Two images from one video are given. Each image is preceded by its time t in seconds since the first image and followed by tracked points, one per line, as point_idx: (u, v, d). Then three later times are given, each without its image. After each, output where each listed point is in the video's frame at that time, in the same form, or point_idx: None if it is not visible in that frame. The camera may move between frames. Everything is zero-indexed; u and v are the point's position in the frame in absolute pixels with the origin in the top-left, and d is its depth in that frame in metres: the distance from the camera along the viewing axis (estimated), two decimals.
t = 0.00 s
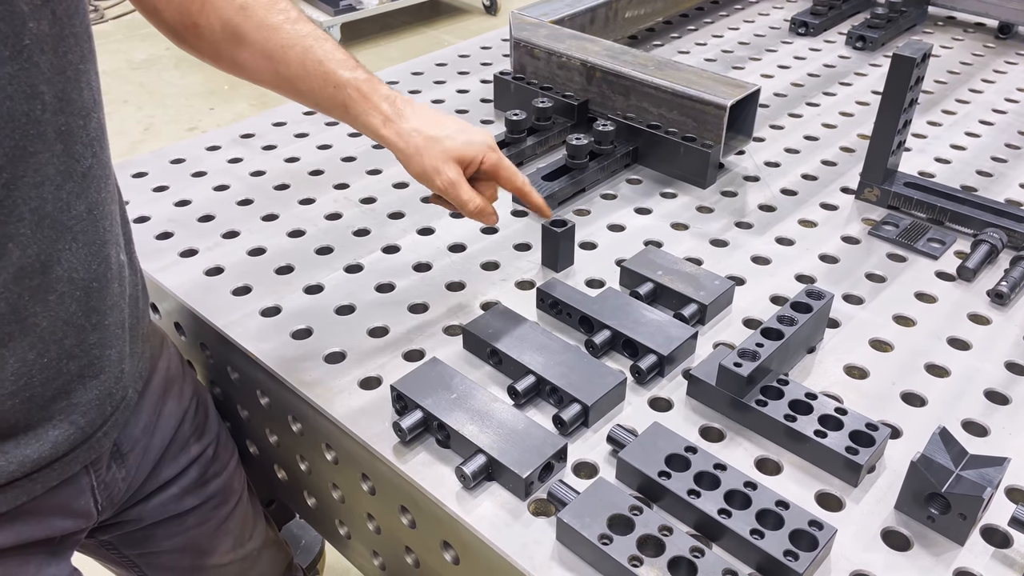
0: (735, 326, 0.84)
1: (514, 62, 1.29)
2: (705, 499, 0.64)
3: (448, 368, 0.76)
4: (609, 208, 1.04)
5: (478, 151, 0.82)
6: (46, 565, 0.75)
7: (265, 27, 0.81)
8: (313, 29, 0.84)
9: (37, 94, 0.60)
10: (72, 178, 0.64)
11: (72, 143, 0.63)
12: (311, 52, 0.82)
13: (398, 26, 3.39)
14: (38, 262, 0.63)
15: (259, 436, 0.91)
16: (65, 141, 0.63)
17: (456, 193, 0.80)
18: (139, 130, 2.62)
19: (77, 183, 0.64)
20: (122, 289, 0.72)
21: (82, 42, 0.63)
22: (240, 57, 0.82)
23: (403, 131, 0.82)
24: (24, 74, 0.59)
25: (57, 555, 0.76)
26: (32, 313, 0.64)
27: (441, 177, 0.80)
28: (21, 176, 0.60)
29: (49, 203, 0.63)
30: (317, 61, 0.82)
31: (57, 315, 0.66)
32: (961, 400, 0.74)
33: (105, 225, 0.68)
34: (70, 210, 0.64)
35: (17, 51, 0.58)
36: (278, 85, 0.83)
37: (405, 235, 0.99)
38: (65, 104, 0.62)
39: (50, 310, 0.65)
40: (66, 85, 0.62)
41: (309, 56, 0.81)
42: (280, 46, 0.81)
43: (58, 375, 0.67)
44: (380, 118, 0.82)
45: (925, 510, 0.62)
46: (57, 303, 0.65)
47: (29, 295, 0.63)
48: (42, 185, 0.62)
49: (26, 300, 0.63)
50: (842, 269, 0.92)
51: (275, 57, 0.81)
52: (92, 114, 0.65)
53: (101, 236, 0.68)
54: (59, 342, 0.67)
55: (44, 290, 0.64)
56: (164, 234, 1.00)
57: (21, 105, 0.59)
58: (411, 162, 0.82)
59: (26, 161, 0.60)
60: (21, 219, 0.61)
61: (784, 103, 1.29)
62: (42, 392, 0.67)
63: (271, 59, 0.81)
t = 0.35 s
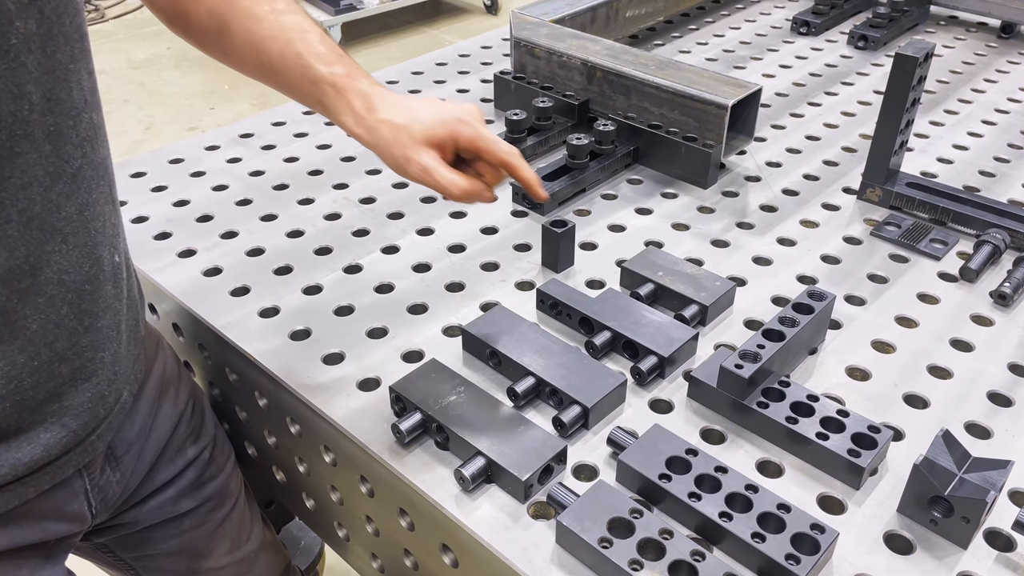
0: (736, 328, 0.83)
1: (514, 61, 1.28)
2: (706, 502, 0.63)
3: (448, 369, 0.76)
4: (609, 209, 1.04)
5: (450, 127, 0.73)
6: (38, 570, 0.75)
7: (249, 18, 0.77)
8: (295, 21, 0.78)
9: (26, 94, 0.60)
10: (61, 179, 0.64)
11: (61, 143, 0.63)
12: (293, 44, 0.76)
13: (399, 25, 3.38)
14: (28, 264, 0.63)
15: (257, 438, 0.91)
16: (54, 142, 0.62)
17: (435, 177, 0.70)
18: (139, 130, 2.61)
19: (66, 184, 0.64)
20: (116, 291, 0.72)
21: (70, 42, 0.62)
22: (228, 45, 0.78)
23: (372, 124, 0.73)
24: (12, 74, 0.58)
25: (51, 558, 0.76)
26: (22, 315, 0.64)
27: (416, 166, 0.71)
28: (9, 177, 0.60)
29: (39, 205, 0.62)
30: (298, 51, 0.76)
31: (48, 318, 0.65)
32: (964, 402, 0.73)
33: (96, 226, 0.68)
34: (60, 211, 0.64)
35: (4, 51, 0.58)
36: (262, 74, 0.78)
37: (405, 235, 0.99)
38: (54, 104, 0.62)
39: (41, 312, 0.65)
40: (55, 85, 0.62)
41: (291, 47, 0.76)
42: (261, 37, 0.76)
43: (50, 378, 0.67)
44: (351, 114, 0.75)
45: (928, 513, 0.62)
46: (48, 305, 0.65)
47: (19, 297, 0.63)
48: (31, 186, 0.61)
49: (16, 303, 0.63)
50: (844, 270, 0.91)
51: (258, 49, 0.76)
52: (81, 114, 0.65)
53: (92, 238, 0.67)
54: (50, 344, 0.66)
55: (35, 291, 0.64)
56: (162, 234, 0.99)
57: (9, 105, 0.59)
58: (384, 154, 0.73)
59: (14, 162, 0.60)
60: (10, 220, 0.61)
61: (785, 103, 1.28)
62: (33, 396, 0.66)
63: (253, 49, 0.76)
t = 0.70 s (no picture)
0: (730, 327, 0.83)
1: (510, 61, 1.28)
2: (698, 502, 0.63)
3: (440, 368, 0.76)
4: (605, 208, 1.04)
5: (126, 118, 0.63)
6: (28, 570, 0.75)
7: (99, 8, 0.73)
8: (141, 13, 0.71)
9: (16, 93, 0.59)
10: (52, 178, 0.63)
11: (52, 143, 0.63)
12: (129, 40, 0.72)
13: (399, 24, 3.38)
14: (18, 263, 0.62)
15: (250, 437, 0.91)
16: (45, 142, 0.62)
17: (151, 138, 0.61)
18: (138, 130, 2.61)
19: (56, 184, 0.64)
20: (107, 290, 0.72)
21: (60, 41, 0.62)
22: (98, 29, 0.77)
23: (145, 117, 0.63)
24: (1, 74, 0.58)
25: (43, 558, 0.77)
26: (12, 315, 0.63)
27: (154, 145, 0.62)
28: None
29: (28, 205, 0.62)
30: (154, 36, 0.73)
31: (37, 317, 0.65)
32: (958, 402, 0.73)
33: (86, 226, 0.68)
34: (50, 211, 0.64)
35: None
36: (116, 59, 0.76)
37: (399, 235, 0.98)
38: (45, 104, 0.62)
39: (30, 312, 0.65)
40: (45, 85, 0.61)
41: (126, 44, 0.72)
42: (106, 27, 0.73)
43: (40, 378, 0.67)
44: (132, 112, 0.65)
45: (921, 514, 0.61)
46: (37, 305, 0.65)
47: (10, 297, 0.63)
48: (21, 186, 0.61)
49: (6, 302, 0.63)
50: (839, 270, 0.91)
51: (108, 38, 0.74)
52: (72, 113, 0.64)
53: (82, 237, 0.67)
54: (39, 344, 0.66)
55: (25, 291, 0.64)
56: (156, 234, 0.99)
57: None
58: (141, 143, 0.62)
59: (4, 162, 0.60)
60: None
61: (782, 103, 1.28)
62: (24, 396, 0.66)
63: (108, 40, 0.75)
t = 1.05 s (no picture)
0: (723, 327, 0.83)
1: (506, 61, 1.28)
2: (688, 501, 0.63)
3: (432, 368, 0.76)
4: (599, 208, 1.04)
5: (375, 189, 0.77)
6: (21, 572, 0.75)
7: (229, 45, 0.77)
8: (274, 60, 0.80)
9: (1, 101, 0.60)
10: (38, 185, 0.64)
11: (38, 149, 0.63)
12: (256, 78, 0.77)
13: (398, 24, 3.39)
14: (5, 270, 0.63)
15: (244, 437, 0.91)
16: (31, 148, 0.62)
17: (397, 207, 0.76)
18: (137, 130, 2.61)
19: (44, 191, 0.64)
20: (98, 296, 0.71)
21: (48, 48, 0.62)
22: (196, 65, 0.78)
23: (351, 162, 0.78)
24: None
25: (35, 559, 0.76)
26: None
27: (384, 195, 0.76)
28: None
29: (16, 212, 0.63)
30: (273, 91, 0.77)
31: (26, 323, 0.66)
32: (949, 401, 0.73)
33: (76, 233, 0.68)
34: (37, 217, 0.64)
35: None
36: (224, 100, 0.78)
37: (393, 235, 0.99)
38: (30, 110, 0.62)
39: (18, 319, 0.65)
40: (31, 91, 0.62)
41: (264, 86, 0.77)
42: (237, 66, 0.77)
43: (28, 383, 0.67)
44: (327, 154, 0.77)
45: (910, 513, 0.62)
46: (25, 311, 0.65)
47: None
48: (8, 193, 0.62)
49: None
50: (832, 269, 0.91)
51: (229, 76, 0.77)
52: (59, 120, 0.64)
53: (72, 243, 0.67)
54: (28, 349, 0.66)
55: (12, 297, 0.64)
56: (151, 234, 0.99)
57: None
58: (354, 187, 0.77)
59: None
60: None
61: (777, 102, 1.28)
62: (12, 399, 0.67)
63: (221, 75, 0.77)
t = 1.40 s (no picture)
0: (717, 325, 0.83)
1: (502, 61, 1.28)
2: (680, 499, 0.63)
3: (426, 366, 0.76)
4: (594, 207, 1.04)
5: (465, 184, 0.89)
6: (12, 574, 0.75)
7: (334, 60, 0.88)
8: (367, 67, 0.91)
9: None
10: (29, 192, 0.63)
11: (29, 157, 0.63)
12: (350, 85, 0.88)
13: (397, 24, 3.39)
14: None
15: (238, 436, 0.91)
16: (21, 155, 0.62)
17: (484, 195, 0.88)
18: (137, 130, 2.61)
19: (35, 197, 0.64)
20: (90, 304, 0.71)
21: (39, 56, 0.62)
22: (305, 84, 0.87)
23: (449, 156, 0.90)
24: None
25: (27, 561, 0.77)
26: None
27: (473, 182, 0.89)
28: None
29: (6, 217, 0.62)
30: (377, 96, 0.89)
31: (16, 330, 0.65)
32: (942, 399, 0.73)
33: (68, 240, 0.67)
34: (28, 224, 0.64)
35: None
36: (339, 113, 0.89)
37: (388, 234, 0.99)
38: (22, 117, 0.62)
39: (8, 326, 0.64)
40: (23, 98, 0.61)
41: (370, 90, 0.89)
42: (345, 79, 0.88)
43: (19, 393, 0.66)
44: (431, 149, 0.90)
45: (903, 510, 0.62)
46: (16, 318, 0.65)
47: None
48: None
49: None
50: (826, 268, 0.91)
51: (342, 91, 0.88)
52: (51, 127, 0.64)
53: (63, 250, 0.67)
54: (18, 357, 0.66)
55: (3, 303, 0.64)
56: (146, 233, 1.00)
57: None
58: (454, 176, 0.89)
59: None
60: None
61: (773, 101, 1.28)
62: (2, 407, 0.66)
63: (334, 89, 0.88)
